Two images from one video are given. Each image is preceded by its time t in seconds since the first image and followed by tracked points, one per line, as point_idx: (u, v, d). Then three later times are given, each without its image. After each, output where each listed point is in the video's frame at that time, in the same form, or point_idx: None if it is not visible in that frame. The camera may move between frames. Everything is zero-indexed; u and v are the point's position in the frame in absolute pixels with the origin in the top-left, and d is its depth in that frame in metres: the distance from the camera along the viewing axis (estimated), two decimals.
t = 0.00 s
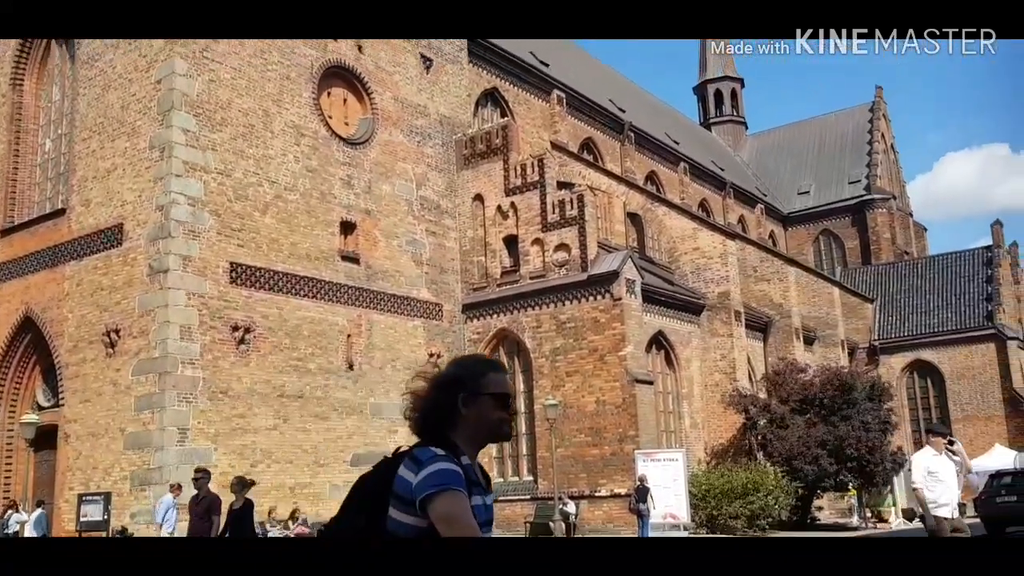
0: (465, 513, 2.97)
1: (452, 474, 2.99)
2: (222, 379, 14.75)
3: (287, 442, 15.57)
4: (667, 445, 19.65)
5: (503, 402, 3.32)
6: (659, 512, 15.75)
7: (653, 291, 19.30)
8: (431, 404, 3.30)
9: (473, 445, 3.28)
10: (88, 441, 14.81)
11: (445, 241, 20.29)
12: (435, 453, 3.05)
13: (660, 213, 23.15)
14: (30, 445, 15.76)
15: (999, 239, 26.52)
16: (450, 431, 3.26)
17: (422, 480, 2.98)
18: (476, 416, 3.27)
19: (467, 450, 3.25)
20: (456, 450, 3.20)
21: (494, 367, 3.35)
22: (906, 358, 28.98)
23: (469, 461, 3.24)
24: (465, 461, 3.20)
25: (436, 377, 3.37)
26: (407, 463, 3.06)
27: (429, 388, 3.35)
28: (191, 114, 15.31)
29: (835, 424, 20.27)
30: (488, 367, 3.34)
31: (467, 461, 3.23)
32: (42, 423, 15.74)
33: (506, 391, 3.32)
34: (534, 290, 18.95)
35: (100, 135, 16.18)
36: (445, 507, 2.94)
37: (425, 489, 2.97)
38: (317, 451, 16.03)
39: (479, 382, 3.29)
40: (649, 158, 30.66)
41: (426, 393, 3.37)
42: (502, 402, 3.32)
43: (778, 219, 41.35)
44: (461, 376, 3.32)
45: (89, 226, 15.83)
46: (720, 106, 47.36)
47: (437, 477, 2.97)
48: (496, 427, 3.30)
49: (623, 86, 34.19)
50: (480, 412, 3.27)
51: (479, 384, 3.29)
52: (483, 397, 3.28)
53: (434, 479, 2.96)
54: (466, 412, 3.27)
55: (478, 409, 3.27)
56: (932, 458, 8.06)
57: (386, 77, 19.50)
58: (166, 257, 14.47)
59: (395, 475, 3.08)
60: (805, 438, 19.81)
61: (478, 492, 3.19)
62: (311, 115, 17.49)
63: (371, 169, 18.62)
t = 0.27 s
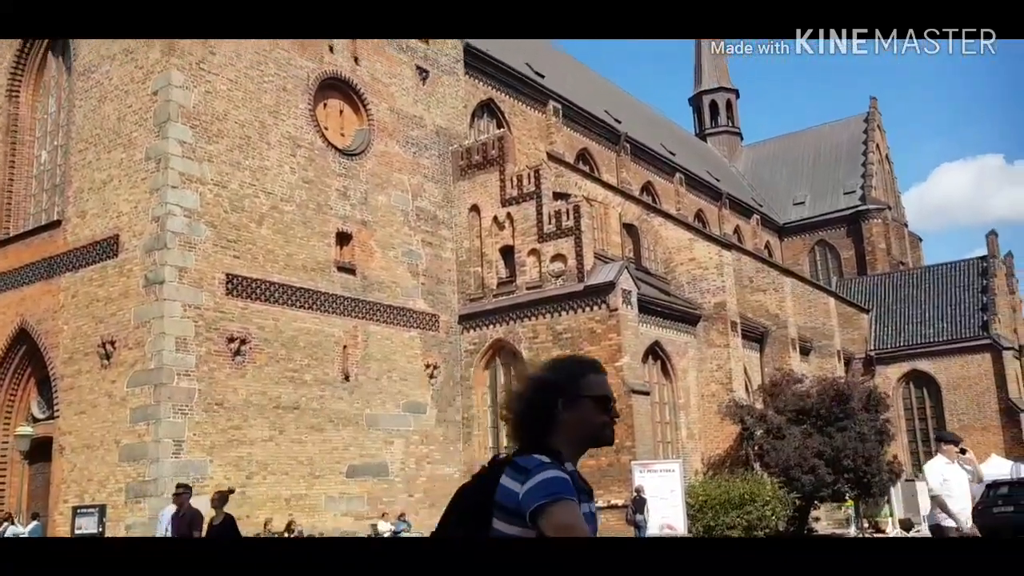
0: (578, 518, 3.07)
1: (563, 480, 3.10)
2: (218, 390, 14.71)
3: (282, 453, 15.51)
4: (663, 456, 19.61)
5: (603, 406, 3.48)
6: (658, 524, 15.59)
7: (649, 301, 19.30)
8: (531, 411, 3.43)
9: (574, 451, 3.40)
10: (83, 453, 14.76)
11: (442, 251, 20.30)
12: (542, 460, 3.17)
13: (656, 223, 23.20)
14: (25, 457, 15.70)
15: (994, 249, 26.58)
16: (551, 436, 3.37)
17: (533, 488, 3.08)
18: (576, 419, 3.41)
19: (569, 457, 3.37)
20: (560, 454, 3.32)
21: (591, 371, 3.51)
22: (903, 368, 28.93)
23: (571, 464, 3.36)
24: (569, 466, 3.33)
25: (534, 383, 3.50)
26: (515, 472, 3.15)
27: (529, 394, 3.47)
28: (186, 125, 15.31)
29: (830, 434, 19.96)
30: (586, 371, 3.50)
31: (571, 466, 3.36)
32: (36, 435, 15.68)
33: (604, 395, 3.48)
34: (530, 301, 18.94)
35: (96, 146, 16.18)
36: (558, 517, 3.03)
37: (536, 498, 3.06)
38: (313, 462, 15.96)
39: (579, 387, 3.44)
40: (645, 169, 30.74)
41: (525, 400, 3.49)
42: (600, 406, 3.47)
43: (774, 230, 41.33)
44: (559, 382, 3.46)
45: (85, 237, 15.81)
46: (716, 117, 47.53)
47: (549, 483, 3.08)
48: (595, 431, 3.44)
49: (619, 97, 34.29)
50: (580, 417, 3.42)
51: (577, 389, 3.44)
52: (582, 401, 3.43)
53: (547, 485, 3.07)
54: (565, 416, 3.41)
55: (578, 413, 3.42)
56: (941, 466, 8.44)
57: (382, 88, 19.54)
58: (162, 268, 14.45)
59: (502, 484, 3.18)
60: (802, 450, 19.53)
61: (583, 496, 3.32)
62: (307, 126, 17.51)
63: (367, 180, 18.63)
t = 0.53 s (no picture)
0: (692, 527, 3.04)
1: (675, 488, 3.06)
2: (207, 404, 14.63)
3: (272, 467, 15.42)
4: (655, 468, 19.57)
5: (707, 407, 3.39)
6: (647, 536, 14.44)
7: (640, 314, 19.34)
8: (633, 415, 3.38)
9: (680, 455, 3.33)
10: (71, 467, 14.67)
11: (432, 264, 20.29)
12: (653, 466, 3.14)
13: (647, 236, 23.27)
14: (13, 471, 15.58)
15: (982, 260, 26.74)
16: (657, 440, 3.31)
17: (647, 498, 3.04)
18: (680, 422, 3.34)
19: (675, 460, 3.29)
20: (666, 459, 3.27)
21: (693, 371, 3.43)
22: (893, 380, 29.25)
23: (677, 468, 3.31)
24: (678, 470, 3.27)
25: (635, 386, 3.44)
26: (627, 477, 3.13)
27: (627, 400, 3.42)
28: (176, 137, 15.29)
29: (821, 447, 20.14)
30: (686, 371, 3.41)
31: (679, 469, 3.30)
32: (24, 449, 15.57)
33: (707, 396, 3.38)
34: (521, 313, 18.96)
35: (85, 159, 16.14)
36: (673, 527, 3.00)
37: (653, 505, 3.04)
38: (302, 476, 15.87)
39: (682, 389, 3.37)
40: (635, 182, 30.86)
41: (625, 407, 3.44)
42: (707, 407, 3.38)
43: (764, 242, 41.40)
44: (661, 384, 3.39)
45: (74, 250, 15.75)
46: (706, 130, 47.76)
47: (663, 492, 3.05)
48: (702, 432, 3.36)
49: (609, 110, 34.43)
50: (686, 420, 3.34)
51: (681, 391, 3.36)
52: (687, 403, 3.36)
53: (659, 494, 3.04)
54: (671, 419, 3.35)
55: (682, 416, 3.34)
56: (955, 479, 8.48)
57: (373, 101, 19.56)
58: (151, 280, 14.39)
59: (612, 493, 3.14)
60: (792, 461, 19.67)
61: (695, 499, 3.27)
62: (298, 139, 17.51)
63: (357, 193, 18.62)
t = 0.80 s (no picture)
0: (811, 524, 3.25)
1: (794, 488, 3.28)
2: (188, 417, 14.51)
3: (253, 480, 15.30)
4: (639, 480, 19.57)
5: (813, 408, 3.65)
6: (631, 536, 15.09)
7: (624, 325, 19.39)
8: (743, 417, 3.64)
9: (790, 453, 3.57)
10: (50, 481, 14.51)
11: (417, 276, 20.26)
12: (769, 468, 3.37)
13: (631, 248, 23.38)
14: None
15: (962, 274, 27.01)
16: (768, 442, 3.56)
17: (766, 502, 3.23)
18: (788, 422, 3.60)
19: (784, 460, 3.53)
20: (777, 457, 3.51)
21: (797, 374, 3.70)
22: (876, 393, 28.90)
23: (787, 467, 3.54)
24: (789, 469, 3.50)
25: (740, 391, 3.72)
26: (745, 480, 3.34)
27: (731, 405, 3.69)
28: (159, 149, 15.23)
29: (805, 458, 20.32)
30: (792, 374, 3.68)
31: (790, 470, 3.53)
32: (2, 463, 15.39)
33: (813, 395, 3.66)
34: (505, 325, 18.95)
35: (66, 170, 16.04)
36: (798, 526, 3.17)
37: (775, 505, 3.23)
38: (284, 489, 15.77)
39: (789, 391, 3.63)
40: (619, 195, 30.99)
41: (734, 410, 3.71)
42: (813, 407, 3.65)
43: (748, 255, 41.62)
44: (770, 386, 3.66)
45: (55, 262, 15.62)
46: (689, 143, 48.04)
47: (783, 492, 3.26)
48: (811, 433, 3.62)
49: (593, 124, 34.58)
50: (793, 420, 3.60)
51: (788, 394, 3.63)
52: (795, 403, 3.62)
53: (779, 491, 3.25)
54: (778, 420, 3.61)
55: (791, 416, 3.61)
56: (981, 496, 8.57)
57: (358, 114, 19.56)
58: (133, 292, 14.30)
59: (728, 496, 3.35)
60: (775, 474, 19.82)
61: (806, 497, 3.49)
62: (282, 151, 17.49)
63: (341, 205, 18.60)
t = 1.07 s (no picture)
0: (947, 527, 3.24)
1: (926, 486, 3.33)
2: (171, 431, 14.40)
3: (236, 495, 15.18)
4: (624, 493, 19.55)
5: (931, 406, 3.78)
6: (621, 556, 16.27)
7: (609, 338, 19.40)
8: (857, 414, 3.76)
9: (911, 449, 3.68)
10: (30, 496, 14.37)
11: (402, 288, 20.21)
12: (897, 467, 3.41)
13: (616, 261, 23.45)
14: None
15: (944, 287, 27.20)
16: (887, 438, 3.66)
17: (898, 507, 3.21)
18: (907, 417, 3.72)
19: (904, 458, 3.62)
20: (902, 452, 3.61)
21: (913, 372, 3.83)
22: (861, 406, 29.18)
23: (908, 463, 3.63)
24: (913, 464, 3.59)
25: (857, 388, 3.82)
26: (867, 483, 3.34)
27: (846, 402, 3.80)
28: (143, 161, 15.17)
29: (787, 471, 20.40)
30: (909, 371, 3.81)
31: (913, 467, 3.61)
32: None
33: (931, 392, 3.78)
34: (491, 338, 18.93)
35: (49, 182, 15.95)
36: (935, 524, 3.16)
37: (906, 515, 3.20)
38: (268, 503, 15.68)
39: (907, 388, 3.76)
40: (604, 207, 31.10)
41: (846, 406, 3.85)
42: (932, 404, 3.77)
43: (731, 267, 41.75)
44: (884, 382, 3.79)
45: (37, 274, 15.51)
46: (674, 157, 48.26)
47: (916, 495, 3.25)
48: (933, 428, 3.72)
49: (578, 137, 34.71)
50: (913, 415, 3.73)
51: (907, 390, 3.76)
52: (914, 399, 3.76)
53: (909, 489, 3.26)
54: (898, 416, 3.71)
55: (911, 411, 3.73)
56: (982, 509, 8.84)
57: (343, 126, 19.55)
58: (116, 305, 14.21)
59: (850, 499, 3.35)
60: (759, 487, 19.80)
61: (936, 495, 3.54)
62: (266, 163, 17.44)
63: (326, 218, 18.56)
